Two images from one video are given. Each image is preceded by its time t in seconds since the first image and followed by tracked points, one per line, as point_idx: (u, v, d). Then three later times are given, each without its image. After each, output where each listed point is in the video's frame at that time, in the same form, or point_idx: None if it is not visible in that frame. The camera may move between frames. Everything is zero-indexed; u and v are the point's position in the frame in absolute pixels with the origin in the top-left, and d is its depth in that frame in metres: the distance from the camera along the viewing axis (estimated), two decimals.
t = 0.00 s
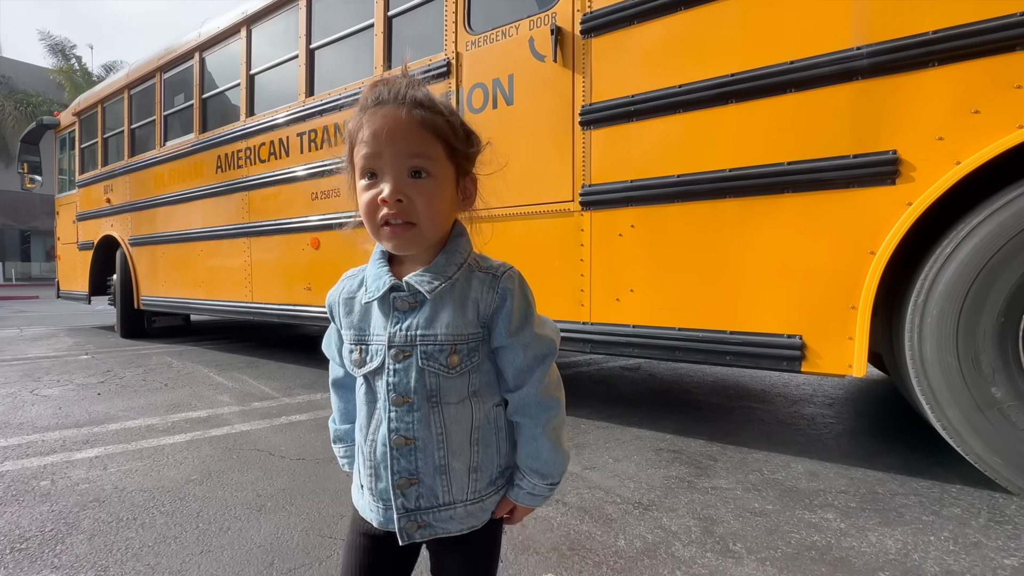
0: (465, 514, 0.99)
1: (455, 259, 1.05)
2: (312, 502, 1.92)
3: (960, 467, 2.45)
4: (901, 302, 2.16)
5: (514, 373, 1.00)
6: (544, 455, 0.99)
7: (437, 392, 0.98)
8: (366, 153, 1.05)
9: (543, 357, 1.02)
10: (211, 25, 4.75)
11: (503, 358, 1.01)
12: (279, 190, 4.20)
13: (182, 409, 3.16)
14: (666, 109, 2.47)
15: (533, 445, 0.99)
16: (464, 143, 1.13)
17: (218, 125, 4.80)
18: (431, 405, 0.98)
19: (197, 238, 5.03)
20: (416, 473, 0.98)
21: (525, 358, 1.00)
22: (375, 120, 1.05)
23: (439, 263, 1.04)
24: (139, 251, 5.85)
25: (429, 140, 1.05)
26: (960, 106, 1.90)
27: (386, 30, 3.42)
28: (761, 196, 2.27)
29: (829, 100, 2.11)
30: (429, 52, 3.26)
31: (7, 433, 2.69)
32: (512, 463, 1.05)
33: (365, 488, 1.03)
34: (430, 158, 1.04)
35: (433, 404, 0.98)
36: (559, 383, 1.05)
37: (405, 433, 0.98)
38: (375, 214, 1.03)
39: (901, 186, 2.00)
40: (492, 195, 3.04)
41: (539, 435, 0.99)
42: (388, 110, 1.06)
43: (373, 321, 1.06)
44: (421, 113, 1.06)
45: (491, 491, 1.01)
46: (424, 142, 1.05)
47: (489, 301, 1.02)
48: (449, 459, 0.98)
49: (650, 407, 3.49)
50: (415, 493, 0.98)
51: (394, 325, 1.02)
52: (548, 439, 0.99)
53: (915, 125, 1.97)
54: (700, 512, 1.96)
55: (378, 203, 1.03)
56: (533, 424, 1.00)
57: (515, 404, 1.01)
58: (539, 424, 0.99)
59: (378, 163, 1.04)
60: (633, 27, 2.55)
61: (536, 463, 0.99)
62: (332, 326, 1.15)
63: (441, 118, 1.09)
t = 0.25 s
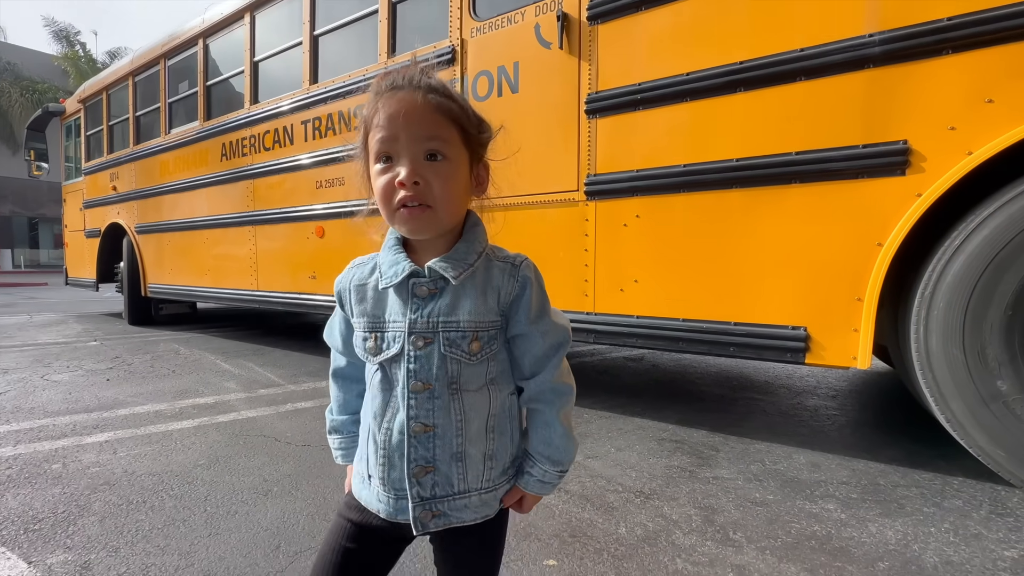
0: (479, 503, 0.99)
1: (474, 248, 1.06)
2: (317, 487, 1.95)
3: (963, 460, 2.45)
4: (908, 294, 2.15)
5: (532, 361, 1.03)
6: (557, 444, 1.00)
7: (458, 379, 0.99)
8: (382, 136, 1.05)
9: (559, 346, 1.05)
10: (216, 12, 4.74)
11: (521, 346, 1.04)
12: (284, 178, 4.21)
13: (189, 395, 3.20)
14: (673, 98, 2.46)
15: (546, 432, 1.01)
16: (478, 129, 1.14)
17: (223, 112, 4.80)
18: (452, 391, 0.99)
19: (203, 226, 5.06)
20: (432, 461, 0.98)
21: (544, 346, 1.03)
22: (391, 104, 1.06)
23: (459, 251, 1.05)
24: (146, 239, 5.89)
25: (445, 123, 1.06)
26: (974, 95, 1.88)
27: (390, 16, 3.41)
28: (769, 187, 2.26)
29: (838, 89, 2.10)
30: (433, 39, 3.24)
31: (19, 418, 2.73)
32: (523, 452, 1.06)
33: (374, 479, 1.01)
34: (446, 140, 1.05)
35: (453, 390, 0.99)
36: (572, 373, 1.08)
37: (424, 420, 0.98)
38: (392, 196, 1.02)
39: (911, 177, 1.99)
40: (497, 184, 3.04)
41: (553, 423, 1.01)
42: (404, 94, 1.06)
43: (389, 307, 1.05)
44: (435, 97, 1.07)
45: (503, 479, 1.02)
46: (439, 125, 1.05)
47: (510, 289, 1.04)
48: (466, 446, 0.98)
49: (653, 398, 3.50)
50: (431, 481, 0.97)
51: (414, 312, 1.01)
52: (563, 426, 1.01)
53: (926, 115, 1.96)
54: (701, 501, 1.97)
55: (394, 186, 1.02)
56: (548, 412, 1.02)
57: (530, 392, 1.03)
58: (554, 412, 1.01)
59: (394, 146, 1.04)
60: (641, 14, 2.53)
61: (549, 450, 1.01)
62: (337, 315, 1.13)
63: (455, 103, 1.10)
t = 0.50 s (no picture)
0: (505, 470, 1.02)
1: (506, 221, 1.07)
2: (326, 459, 2.00)
3: (964, 442, 2.47)
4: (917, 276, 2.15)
5: (561, 334, 1.05)
6: (583, 414, 1.02)
7: (491, 350, 1.01)
8: (413, 103, 1.05)
9: (587, 319, 1.06)
10: None
11: (551, 319, 1.06)
12: (291, 157, 4.22)
13: (200, 371, 3.25)
14: (684, 76, 2.44)
15: (573, 402, 1.03)
16: (506, 99, 1.14)
17: (229, 91, 4.80)
18: (485, 362, 1.01)
19: (211, 205, 5.08)
20: (463, 429, 1.00)
21: (574, 319, 1.05)
22: (422, 70, 1.06)
23: (492, 224, 1.05)
24: (154, 218, 5.93)
25: (475, 88, 1.06)
26: (993, 73, 1.86)
27: None
28: (779, 167, 2.25)
29: (852, 67, 2.08)
30: (440, 15, 3.22)
31: (35, 390, 2.79)
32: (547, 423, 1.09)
33: (402, 448, 1.03)
34: (477, 104, 1.05)
35: (486, 361, 1.01)
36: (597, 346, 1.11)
37: (457, 390, 1.00)
38: (424, 161, 1.01)
39: (924, 157, 1.98)
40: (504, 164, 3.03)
41: (579, 394, 1.03)
42: (434, 61, 1.07)
43: (421, 278, 1.05)
44: (465, 63, 1.08)
45: (529, 448, 1.05)
46: (470, 90, 1.05)
47: (542, 263, 1.06)
48: (496, 415, 1.01)
49: (657, 379, 3.53)
50: (461, 448, 1.00)
51: (449, 284, 1.02)
52: (589, 396, 1.03)
53: (942, 94, 1.94)
54: (702, 478, 2.00)
55: (426, 150, 1.01)
56: (575, 383, 1.04)
57: (558, 364, 1.05)
58: (582, 383, 1.03)
59: (426, 112, 1.04)
60: None
61: (576, 420, 1.03)
62: (364, 285, 1.13)
63: (484, 71, 1.10)
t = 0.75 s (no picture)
0: (511, 430, 1.02)
1: (528, 183, 1.06)
2: (335, 429, 2.04)
3: (970, 422, 2.47)
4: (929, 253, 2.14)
5: (574, 298, 1.03)
6: (592, 384, 0.99)
7: (502, 310, 1.02)
8: (440, 58, 1.04)
9: (604, 285, 1.03)
10: None
11: (566, 284, 1.04)
12: (297, 136, 4.21)
13: (210, 346, 3.30)
14: (696, 50, 2.40)
15: (582, 370, 1.00)
16: (535, 52, 1.12)
17: (235, 69, 4.78)
18: (495, 321, 1.01)
19: (218, 185, 5.09)
20: (470, 386, 1.02)
21: (588, 286, 1.02)
22: (448, 24, 1.05)
23: (515, 185, 1.05)
24: (162, 197, 5.95)
25: (503, 42, 1.04)
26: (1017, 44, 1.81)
27: None
28: (792, 143, 2.24)
29: (870, 39, 2.04)
30: None
31: (50, 362, 2.84)
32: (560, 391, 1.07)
33: (414, 399, 1.06)
34: (504, 59, 1.03)
35: (496, 320, 1.02)
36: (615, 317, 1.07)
37: (466, 346, 1.02)
38: (450, 118, 1.02)
39: (941, 132, 1.95)
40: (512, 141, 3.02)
41: (589, 362, 0.99)
42: (462, 14, 1.05)
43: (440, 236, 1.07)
44: (492, 15, 1.06)
45: (536, 413, 1.04)
46: (498, 44, 1.03)
47: (560, 227, 1.05)
48: (503, 374, 1.01)
49: (663, 359, 3.55)
50: (467, 404, 1.01)
51: (464, 242, 1.03)
52: (600, 366, 0.99)
53: (962, 66, 1.90)
54: (707, 452, 2.02)
55: (452, 107, 1.01)
56: (585, 351, 1.00)
57: (570, 331, 1.02)
58: (594, 351, 0.99)
59: (452, 67, 1.03)
60: None
61: (585, 390, 0.99)
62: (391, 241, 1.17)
63: (512, 23, 1.08)
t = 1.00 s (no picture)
0: (530, 376, 1.04)
1: (544, 129, 1.07)
2: (345, 392, 2.07)
3: (977, 396, 2.48)
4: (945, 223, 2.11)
5: (587, 246, 1.07)
6: (604, 326, 1.03)
7: (523, 253, 1.02)
8: None
9: (614, 232, 1.09)
10: None
11: (578, 231, 1.08)
12: (305, 106, 4.19)
13: (221, 315, 3.34)
14: (714, 14, 2.35)
15: (593, 314, 1.04)
16: None
17: (241, 37, 4.73)
18: (517, 264, 1.02)
19: (226, 156, 5.09)
20: (491, 331, 1.01)
21: (600, 233, 1.07)
22: None
23: (533, 128, 1.06)
24: (171, 170, 5.96)
25: None
26: None
27: None
28: (808, 110, 2.20)
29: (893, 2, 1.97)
30: None
31: (65, 327, 2.90)
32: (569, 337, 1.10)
33: (431, 349, 1.04)
34: None
35: (517, 263, 1.02)
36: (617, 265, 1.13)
37: (488, 289, 1.01)
38: (471, 54, 1.01)
39: (964, 98, 1.91)
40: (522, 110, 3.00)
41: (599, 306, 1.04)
42: None
43: (456, 178, 1.05)
44: None
45: (552, 359, 1.06)
46: None
47: (577, 172, 1.08)
48: (524, 319, 1.02)
49: (668, 333, 3.56)
50: (489, 350, 1.01)
51: (485, 183, 1.02)
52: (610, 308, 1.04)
53: (989, 29, 1.84)
54: (711, 419, 2.05)
55: (474, 42, 1.01)
56: (597, 295, 1.05)
57: (581, 276, 1.07)
58: (604, 295, 1.05)
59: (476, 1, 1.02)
60: None
61: (598, 333, 1.04)
62: (396, 186, 1.13)
63: None
